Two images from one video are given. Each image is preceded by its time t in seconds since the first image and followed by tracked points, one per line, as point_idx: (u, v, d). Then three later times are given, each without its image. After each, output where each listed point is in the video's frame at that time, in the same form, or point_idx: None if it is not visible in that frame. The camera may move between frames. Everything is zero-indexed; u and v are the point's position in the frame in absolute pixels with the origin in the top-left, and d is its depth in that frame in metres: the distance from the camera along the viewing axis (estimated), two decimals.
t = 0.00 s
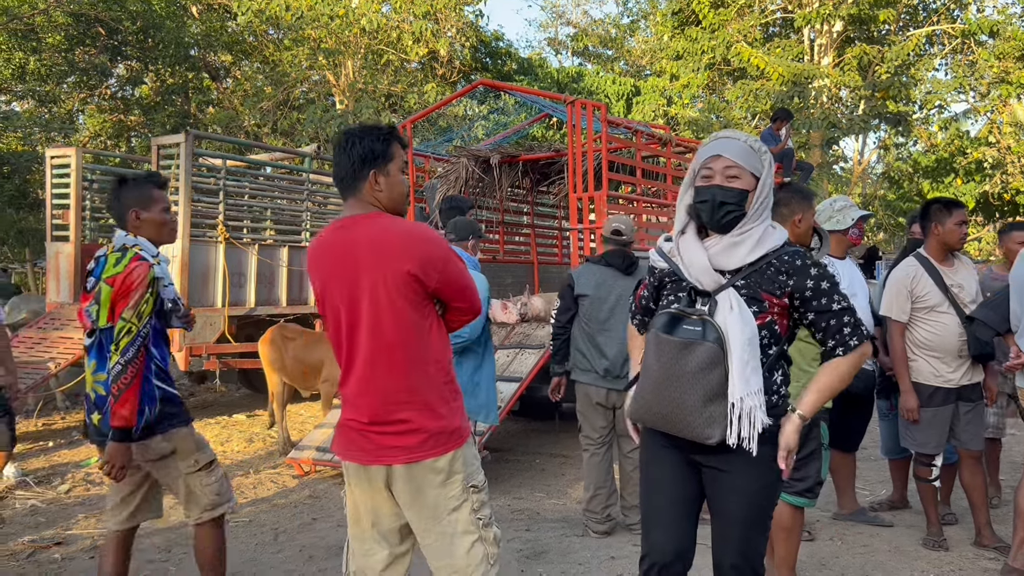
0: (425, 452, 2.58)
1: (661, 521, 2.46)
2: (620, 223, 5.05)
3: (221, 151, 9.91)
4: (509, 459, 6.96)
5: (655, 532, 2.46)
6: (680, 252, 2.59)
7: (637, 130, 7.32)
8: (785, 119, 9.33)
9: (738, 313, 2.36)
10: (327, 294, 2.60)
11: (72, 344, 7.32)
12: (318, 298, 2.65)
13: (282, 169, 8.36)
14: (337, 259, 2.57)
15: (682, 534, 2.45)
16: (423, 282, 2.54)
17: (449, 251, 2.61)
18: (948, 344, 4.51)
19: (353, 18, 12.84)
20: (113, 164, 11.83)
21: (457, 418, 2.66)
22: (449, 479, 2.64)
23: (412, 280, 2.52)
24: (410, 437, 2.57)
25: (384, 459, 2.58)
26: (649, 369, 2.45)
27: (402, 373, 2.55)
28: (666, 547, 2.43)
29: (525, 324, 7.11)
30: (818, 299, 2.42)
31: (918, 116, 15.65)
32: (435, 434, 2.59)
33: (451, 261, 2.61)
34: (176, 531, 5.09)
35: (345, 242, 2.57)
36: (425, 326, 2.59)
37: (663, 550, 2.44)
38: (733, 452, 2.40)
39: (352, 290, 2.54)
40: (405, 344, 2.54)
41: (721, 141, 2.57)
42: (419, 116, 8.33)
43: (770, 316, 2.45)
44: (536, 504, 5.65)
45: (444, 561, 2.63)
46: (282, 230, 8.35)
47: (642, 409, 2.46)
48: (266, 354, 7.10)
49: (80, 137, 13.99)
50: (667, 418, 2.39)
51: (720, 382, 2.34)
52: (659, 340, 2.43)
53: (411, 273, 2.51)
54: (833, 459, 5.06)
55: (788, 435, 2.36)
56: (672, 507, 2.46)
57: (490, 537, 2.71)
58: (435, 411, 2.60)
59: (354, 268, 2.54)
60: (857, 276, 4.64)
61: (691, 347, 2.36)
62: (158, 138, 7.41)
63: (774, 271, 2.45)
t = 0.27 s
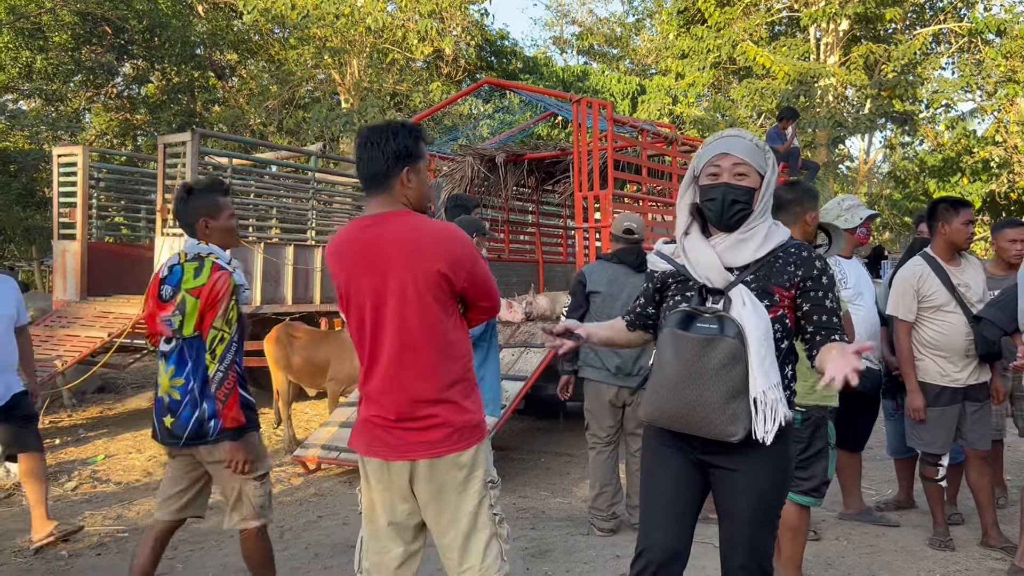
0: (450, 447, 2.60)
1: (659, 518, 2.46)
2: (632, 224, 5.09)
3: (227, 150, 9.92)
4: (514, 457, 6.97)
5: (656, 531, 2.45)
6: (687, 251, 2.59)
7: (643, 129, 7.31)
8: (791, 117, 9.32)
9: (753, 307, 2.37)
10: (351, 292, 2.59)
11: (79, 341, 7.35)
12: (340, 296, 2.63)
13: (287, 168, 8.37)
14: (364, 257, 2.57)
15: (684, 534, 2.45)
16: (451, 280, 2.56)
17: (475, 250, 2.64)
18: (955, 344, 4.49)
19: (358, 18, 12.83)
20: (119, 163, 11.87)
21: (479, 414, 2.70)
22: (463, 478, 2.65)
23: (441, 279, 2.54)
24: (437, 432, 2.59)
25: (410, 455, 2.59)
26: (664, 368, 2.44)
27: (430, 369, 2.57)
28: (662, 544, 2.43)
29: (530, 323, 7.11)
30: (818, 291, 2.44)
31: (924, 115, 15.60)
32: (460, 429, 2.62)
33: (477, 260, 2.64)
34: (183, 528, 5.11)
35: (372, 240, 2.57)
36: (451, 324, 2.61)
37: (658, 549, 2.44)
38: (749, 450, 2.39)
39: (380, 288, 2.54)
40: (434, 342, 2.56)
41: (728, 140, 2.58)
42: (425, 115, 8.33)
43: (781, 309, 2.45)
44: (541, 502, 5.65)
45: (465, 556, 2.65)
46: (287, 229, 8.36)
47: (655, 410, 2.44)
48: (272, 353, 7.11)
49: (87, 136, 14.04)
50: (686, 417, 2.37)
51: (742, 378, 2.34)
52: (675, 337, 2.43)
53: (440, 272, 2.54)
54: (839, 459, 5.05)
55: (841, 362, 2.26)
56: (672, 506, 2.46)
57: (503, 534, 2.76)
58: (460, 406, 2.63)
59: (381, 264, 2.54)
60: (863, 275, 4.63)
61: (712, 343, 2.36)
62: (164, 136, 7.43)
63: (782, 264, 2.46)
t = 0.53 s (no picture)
0: (478, 442, 2.64)
1: (661, 523, 2.42)
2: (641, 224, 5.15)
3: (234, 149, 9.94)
4: (520, 456, 6.96)
5: (657, 535, 2.42)
6: (681, 250, 2.56)
7: (649, 128, 7.30)
8: (798, 116, 9.29)
9: (754, 303, 2.39)
10: (381, 289, 2.59)
11: (87, 340, 7.41)
12: (367, 293, 2.63)
13: (294, 166, 8.38)
14: (395, 253, 2.58)
15: (687, 537, 2.43)
16: (482, 277, 2.61)
17: (501, 249, 2.70)
18: (963, 343, 4.48)
19: (364, 16, 12.91)
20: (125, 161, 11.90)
21: (501, 409, 2.75)
22: (470, 476, 2.65)
23: (472, 276, 2.59)
24: (466, 428, 2.62)
25: (439, 451, 2.61)
26: (668, 368, 2.38)
27: (461, 364, 2.59)
28: (666, 548, 2.40)
29: (536, 321, 7.11)
30: (813, 284, 2.48)
31: (932, 114, 15.53)
32: (487, 424, 2.66)
33: (504, 258, 2.69)
34: (189, 526, 5.12)
35: (404, 237, 2.59)
36: (480, 320, 2.65)
37: (661, 557, 2.40)
38: (753, 449, 2.39)
39: (413, 284, 2.56)
40: (466, 337, 2.60)
41: (720, 137, 2.58)
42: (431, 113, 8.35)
43: (780, 305, 2.47)
44: (546, 501, 5.64)
45: (486, 554, 2.69)
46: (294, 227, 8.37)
47: (659, 412, 2.39)
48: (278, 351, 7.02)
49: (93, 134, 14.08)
50: (693, 417, 2.34)
51: (749, 375, 2.33)
52: (679, 335, 2.38)
53: (472, 269, 2.58)
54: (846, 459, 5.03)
55: (894, 302, 2.30)
56: (672, 512, 2.43)
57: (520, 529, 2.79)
58: (487, 401, 2.67)
59: (413, 261, 2.56)
60: (872, 274, 4.61)
61: (719, 341, 2.34)
62: (171, 135, 7.45)
63: (777, 261, 2.49)
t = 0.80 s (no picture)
0: (504, 438, 2.65)
1: (649, 527, 2.40)
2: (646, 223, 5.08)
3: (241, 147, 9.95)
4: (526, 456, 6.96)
5: (642, 539, 2.39)
6: (665, 251, 2.52)
7: (656, 127, 7.28)
8: (806, 115, 9.26)
9: (741, 304, 2.38)
10: (410, 286, 2.60)
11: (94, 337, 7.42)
12: (394, 290, 2.63)
13: (301, 165, 8.38)
14: (426, 250, 2.60)
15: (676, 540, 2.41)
16: (511, 274, 2.64)
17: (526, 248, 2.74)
18: (972, 343, 4.46)
19: (371, 15, 12.91)
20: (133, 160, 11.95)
21: (523, 407, 2.77)
22: (475, 476, 2.66)
23: (502, 274, 2.62)
24: (493, 424, 2.63)
25: (465, 449, 2.61)
26: (656, 370, 2.35)
27: (490, 361, 2.61)
28: (655, 553, 2.37)
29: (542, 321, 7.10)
30: (797, 284, 2.49)
31: (940, 113, 15.46)
32: (513, 420, 2.68)
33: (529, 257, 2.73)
34: (196, 524, 5.13)
35: (436, 233, 2.61)
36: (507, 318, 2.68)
37: (650, 561, 2.37)
38: (739, 451, 2.38)
39: (445, 281, 2.58)
40: (495, 334, 2.62)
41: (700, 136, 2.55)
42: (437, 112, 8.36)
43: (765, 305, 2.47)
44: (553, 501, 5.64)
45: (500, 551, 2.69)
46: (300, 226, 8.37)
47: (647, 415, 2.36)
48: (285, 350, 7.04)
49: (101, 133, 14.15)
50: (681, 418, 2.32)
51: (738, 377, 2.32)
52: (666, 336, 2.35)
53: (503, 266, 2.61)
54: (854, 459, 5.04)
55: (878, 307, 2.33)
56: (660, 515, 2.40)
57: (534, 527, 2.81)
58: (512, 398, 2.69)
59: (442, 258, 2.59)
60: (880, 273, 4.57)
61: (707, 342, 2.31)
62: (178, 134, 7.46)
63: (761, 261, 2.49)
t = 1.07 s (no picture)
0: (525, 436, 2.67)
1: (633, 530, 2.38)
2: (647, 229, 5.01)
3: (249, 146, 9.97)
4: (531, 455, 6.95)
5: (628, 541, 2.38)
6: (639, 252, 2.49)
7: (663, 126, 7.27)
8: (813, 115, 9.24)
9: (714, 302, 2.33)
10: (435, 282, 2.60)
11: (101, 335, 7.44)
12: (418, 287, 2.62)
13: (308, 164, 8.39)
14: (453, 246, 2.60)
15: (658, 543, 2.39)
16: (533, 272, 2.67)
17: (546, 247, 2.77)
18: (980, 343, 4.44)
19: (378, 14, 12.92)
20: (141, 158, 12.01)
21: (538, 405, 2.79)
22: (491, 477, 2.66)
23: (526, 272, 2.64)
24: (514, 422, 2.64)
25: (486, 447, 2.61)
26: (629, 369, 2.33)
27: (513, 359, 2.63)
28: (640, 556, 2.36)
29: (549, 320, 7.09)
30: (775, 283, 2.44)
31: (949, 112, 15.40)
32: (532, 418, 2.70)
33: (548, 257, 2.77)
34: (202, 522, 5.14)
35: (462, 230, 2.61)
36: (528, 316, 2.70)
37: (637, 563, 2.36)
38: (716, 451, 2.35)
39: (472, 277, 2.59)
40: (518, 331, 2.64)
41: (666, 136, 2.52)
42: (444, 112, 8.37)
43: (741, 303, 2.43)
44: (558, 500, 5.63)
45: (512, 551, 2.69)
46: (307, 224, 8.38)
47: (622, 414, 2.34)
48: (293, 350, 7.09)
49: (109, 132, 14.23)
50: (656, 418, 2.29)
51: (712, 375, 2.29)
52: (639, 335, 2.32)
53: (527, 264, 2.64)
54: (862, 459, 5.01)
55: (849, 304, 2.23)
56: (640, 519, 2.39)
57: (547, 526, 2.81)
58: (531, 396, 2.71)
59: (467, 254, 2.59)
60: (891, 274, 4.57)
61: (679, 340, 2.28)
62: (186, 133, 7.47)
63: (735, 260, 2.45)
